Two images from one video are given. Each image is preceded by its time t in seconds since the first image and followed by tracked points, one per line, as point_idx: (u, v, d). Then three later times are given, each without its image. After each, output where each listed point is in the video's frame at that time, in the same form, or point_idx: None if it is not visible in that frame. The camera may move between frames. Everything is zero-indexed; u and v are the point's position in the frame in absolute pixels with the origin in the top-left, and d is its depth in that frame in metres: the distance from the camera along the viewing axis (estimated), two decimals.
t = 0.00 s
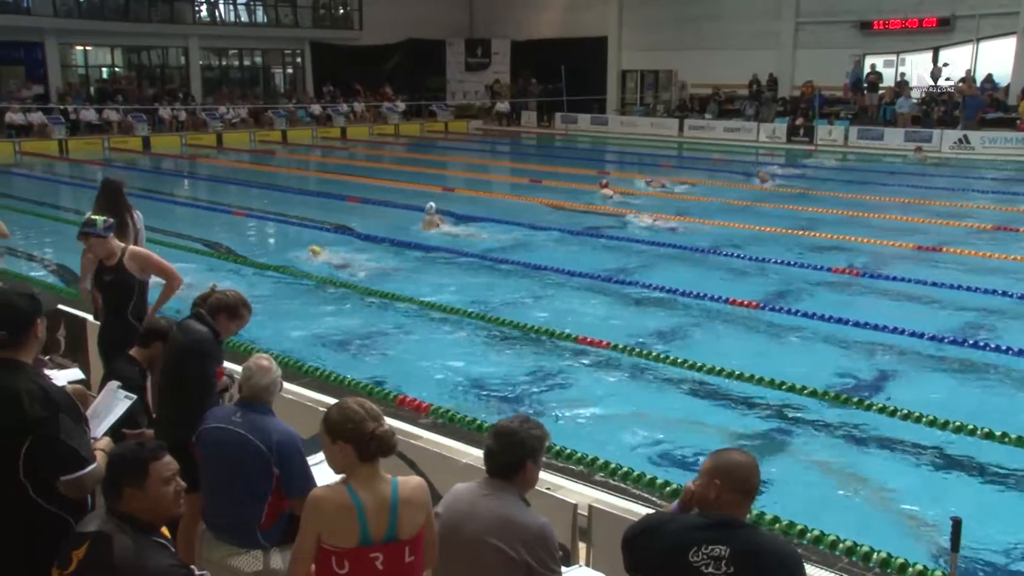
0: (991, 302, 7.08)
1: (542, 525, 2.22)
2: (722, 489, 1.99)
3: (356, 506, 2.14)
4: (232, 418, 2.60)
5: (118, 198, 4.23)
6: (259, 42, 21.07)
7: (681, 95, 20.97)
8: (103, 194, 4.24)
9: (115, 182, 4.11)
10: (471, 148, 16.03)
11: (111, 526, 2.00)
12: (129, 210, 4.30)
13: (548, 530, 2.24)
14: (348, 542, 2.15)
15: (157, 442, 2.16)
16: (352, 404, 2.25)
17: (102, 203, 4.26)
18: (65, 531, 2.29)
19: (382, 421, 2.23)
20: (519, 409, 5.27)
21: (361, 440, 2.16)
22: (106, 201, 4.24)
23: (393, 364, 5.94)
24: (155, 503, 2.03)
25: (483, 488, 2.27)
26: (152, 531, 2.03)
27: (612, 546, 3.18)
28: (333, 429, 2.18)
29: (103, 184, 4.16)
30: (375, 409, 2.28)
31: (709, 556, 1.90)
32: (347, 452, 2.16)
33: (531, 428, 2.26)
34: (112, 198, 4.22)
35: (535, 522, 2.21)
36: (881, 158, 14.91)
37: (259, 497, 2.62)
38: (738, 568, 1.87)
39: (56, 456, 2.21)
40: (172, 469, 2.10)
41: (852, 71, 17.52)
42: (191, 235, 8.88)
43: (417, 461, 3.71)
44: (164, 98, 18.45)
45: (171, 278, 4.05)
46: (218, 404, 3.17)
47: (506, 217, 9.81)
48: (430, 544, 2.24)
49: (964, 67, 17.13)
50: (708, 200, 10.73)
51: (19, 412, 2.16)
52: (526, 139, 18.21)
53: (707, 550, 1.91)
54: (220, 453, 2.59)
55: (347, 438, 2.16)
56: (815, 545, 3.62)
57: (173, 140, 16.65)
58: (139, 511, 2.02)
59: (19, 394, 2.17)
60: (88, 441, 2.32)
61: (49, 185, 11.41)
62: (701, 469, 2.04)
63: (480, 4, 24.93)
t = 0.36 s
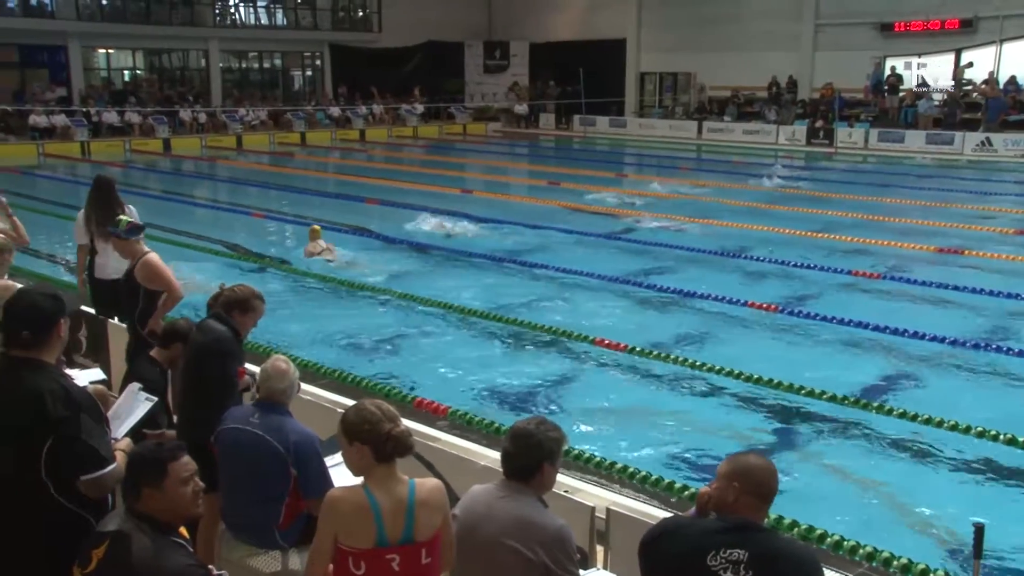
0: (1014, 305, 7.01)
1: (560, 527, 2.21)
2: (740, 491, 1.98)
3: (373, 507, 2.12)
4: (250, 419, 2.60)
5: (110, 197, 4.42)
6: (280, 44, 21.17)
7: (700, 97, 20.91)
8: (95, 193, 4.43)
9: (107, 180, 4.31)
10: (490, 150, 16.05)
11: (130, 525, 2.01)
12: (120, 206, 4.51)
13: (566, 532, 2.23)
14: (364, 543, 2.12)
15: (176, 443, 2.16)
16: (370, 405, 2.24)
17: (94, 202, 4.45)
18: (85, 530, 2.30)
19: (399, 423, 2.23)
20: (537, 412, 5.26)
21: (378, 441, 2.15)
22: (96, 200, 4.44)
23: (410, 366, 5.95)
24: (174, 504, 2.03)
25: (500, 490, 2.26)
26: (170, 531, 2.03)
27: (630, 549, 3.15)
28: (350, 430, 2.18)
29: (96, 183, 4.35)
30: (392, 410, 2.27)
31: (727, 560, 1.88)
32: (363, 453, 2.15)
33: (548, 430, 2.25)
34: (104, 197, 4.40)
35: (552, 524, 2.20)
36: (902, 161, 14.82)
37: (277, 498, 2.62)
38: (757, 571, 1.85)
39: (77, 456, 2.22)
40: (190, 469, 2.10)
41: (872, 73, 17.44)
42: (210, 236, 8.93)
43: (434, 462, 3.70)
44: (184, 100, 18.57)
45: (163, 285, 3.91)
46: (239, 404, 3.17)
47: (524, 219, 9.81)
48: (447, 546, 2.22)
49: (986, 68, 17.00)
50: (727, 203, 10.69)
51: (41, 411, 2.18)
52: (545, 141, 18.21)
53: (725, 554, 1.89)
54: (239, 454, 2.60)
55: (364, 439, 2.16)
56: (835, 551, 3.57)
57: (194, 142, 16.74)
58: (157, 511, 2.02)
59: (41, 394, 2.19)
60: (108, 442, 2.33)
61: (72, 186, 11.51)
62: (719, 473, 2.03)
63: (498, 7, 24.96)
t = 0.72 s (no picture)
0: None
1: (571, 531, 2.20)
2: (764, 498, 1.96)
3: (384, 510, 2.12)
4: (262, 421, 2.61)
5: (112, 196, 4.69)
6: (294, 49, 21.26)
7: (713, 101, 20.84)
8: (93, 194, 4.67)
9: (109, 180, 4.57)
10: (502, 154, 16.07)
11: (140, 528, 2.01)
12: (115, 207, 4.82)
13: (577, 536, 2.23)
14: (375, 546, 2.12)
15: (184, 446, 2.16)
16: (380, 409, 2.24)
17: (92, 202, 4.70)
18: (99, 530, 2.30)
19: (410, 426, 2.22)
20: (548, 417, 5.24)
21: (389, 445, 2.15)
22: (94, 200, 4.71)
23: (421, 370, 5.94)
24: (184, 507, 2.03)
25: (512, 494, 2.26)
26: (180, 533, 2.03)
27: (642, 553, 3.14)
28: (361, 435, 2.18)
29: (95, 184, 4.58)
30: (403, 413, 2.26)
31: (753, 565, 1.85)
32: (374, 457, 2.15)
33: (559, 434, 2.25)
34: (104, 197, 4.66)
35: (563, 527, 2.20)
36: (916, 165, 14.77)
37: (287, 501, 2.62)
38: None
39: (91, 459, 2.22)
40: (198, 472, 2.10)
41: (887, 78, 17.39)
42: (223, 240, 8.96)
43: (445, 466, 3.70)
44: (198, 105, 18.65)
45: (160, 292, 4.01)
46: (253, 407, 3.17)
47: (537, 223, 9.81)
48: (458, 549, 2.20)
49: (1002, 72, 16.90)
50: (739, 207, 10.66)
51: (56, 414, 2.19)
52: (557, 145, 18.22)
53: (751, 560, 1.86)
54: (250, 457, 2.60)
55: (375, 443, 2.15)
56: (850, 558, 3.51)
57: (207, 146, 16.82)
58: (169, 515, 2.02)
59: (56, 396, 2.20)
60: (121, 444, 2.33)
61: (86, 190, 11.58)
62: (739, 476, 2.02)
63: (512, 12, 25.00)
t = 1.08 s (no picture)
0: None
1: (582, 539, 2.19)
2: (793, 503, 1.95)
3: (394, 517, 2.11)
4: (268, 427, 2.61)
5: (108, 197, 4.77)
6: (306, 58, 21.39)
7: (725, 109, 20.82)
8: (91, 195, 4.75)
9: (106, 182, 4.69)
10: (514, 162, 16.10)
11: (149, 535, 2.01)
12: (113, 208, 4.88)
13: (588, 544, 2.21)
14: (385, 553, 2.11)
15: (190, 454, 2.16)
16: (392, 415, 2.23)
17: (90, 202, 4.77)
18: (112, 537, 2.30)
19: (421, 433, 2.22)
20: (558, 425, 5.23)
21: (399, 451, 2.15)
22: (92, 200, 4.78)
23: (432, 377, 5.94)
24: (192, 515, 2.03)
25: (524, 502, 2.25)
26: (188, 540, 2.03)
27: (652, 562, 3.11)
28: (372, 441, 2.17)
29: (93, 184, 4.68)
30: (414, 420, 2.26)
31: (792, 568, 1.86)
32: (385, 463, 2.15)
33: (570, 442, 2.24)
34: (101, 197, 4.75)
35: (574, 535, 2.18)
36: (929, 173, 14.72)
37: (296, 504, 2.61)
38: None
39: (105, 466, 2.22)
40: (206, 479, 2.09)
41: (901, 85, 17.37)
42: (236, 247, 9.01)
43: (455, 474, 3.69)
44: (211, 113, 18.75)
45: (155, 307, 4.01)
46: (263, 414, 3.18)
47: (548, 231, 9.81)
48: (469, 555, 2.19)
49: (1017, 80, 16.82)
50: (751, 215, 10.64)
51: (69, 420, 2.20)
52: (569, 153, 18.25)
53: (789, 563, 1.87)
54: (259, 462, 2.60)
55: (387, 449, 2.15)
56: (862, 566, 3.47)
57: (221, 154, 16.94)
58: (178, 522, 2.02)
59: (71, 403, 2.21)
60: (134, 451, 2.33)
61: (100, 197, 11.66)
62: (763, 480, 1.99)
63: (524, 20, 25.10)
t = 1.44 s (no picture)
0: None
1: (593, 549, 2.18)
2: (808, 513, 1.93)
3: (406, 525, 2.11)
4: (277, 434, 2.62)
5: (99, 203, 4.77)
6: (320, 66, 21.48)
7: (738, 117, 20.76)
8: (83, 200, 4.75)
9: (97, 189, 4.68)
10: (527, 170, 16.09)
11: (159, 543, 2.02)
12: (104, 212, 4.89)
13: (600, 554, 2.20)
14: (397, 561, 2.10)
15: (201, 462, 2.16)
16: (404, 424, 2.24)
17: (81, 207, 4.77)
18: (125, 544, 2.30)
19: (433, 441, 2.21)
20: (570, 433, 5.21)
21: (411, 459, 2.15)
22: (83, 206, 4.77)
23: (443, 386, 5.93)
24: (202, 522, 2.03)
25: (536, 511, 2.25)
26: (199, 548, 2.04)
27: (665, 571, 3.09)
28: (384, 449, 2.17)
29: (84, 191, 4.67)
30: (426, 429, 2.26)
31: None
32: (397, 471, 2.15)
33: (582, 451, 2.23)
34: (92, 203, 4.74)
35: (585, 545, 2.17)
36: (945, 182, 14.65)
37: (306, 512, 2.61)
38: None
39: (122, 473, 2.23)
40: (217, 486, 2.09)
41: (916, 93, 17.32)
42: (249, 255, 9.03)
43: (468, 482, 3.68)
44: (225, 121, 18.84)
45: (169, 319, 4.02)
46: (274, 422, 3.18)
47: (561, 239, 9.79)
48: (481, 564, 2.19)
49: None
50: (764, 224, 10.60)
51: (90, 427, 2.21)
52: (582, 161, 18.25)
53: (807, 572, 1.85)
54: (270, 470, 2.60)
55: (399, 458, 2.15)
56: None
57: (233, 162, 17.03)
58: (188, 529, 2.02)
59: (89, 409, 2.22)
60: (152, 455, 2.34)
61: (114, 205, 11.71)
62: (776, 490, 1.98)
63: (538, 29, 25.14)
